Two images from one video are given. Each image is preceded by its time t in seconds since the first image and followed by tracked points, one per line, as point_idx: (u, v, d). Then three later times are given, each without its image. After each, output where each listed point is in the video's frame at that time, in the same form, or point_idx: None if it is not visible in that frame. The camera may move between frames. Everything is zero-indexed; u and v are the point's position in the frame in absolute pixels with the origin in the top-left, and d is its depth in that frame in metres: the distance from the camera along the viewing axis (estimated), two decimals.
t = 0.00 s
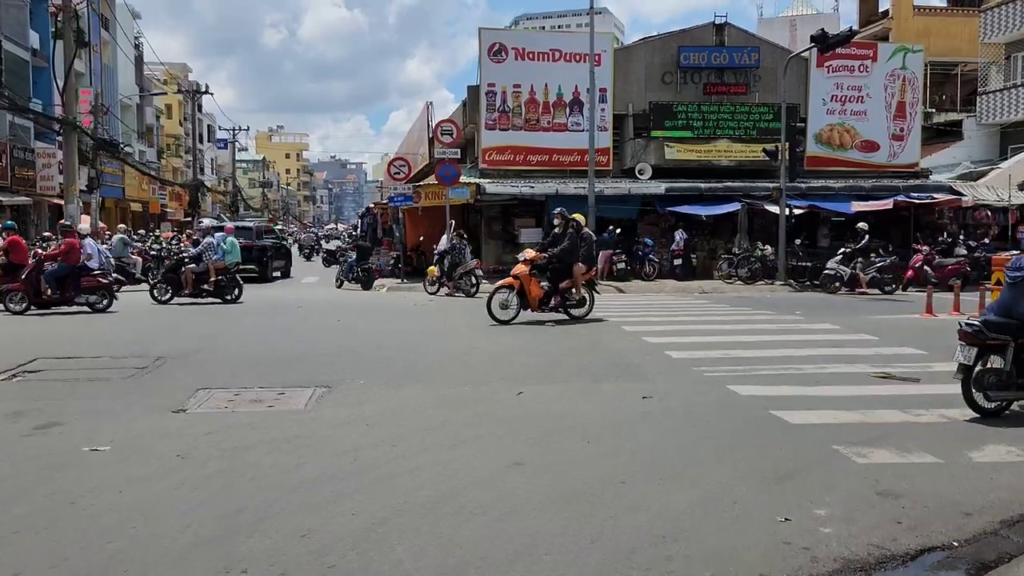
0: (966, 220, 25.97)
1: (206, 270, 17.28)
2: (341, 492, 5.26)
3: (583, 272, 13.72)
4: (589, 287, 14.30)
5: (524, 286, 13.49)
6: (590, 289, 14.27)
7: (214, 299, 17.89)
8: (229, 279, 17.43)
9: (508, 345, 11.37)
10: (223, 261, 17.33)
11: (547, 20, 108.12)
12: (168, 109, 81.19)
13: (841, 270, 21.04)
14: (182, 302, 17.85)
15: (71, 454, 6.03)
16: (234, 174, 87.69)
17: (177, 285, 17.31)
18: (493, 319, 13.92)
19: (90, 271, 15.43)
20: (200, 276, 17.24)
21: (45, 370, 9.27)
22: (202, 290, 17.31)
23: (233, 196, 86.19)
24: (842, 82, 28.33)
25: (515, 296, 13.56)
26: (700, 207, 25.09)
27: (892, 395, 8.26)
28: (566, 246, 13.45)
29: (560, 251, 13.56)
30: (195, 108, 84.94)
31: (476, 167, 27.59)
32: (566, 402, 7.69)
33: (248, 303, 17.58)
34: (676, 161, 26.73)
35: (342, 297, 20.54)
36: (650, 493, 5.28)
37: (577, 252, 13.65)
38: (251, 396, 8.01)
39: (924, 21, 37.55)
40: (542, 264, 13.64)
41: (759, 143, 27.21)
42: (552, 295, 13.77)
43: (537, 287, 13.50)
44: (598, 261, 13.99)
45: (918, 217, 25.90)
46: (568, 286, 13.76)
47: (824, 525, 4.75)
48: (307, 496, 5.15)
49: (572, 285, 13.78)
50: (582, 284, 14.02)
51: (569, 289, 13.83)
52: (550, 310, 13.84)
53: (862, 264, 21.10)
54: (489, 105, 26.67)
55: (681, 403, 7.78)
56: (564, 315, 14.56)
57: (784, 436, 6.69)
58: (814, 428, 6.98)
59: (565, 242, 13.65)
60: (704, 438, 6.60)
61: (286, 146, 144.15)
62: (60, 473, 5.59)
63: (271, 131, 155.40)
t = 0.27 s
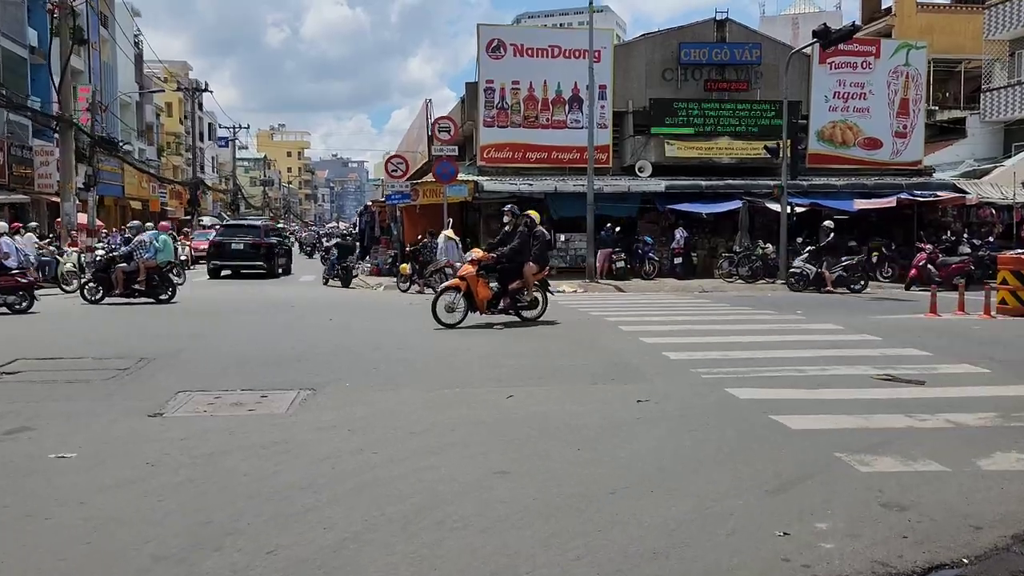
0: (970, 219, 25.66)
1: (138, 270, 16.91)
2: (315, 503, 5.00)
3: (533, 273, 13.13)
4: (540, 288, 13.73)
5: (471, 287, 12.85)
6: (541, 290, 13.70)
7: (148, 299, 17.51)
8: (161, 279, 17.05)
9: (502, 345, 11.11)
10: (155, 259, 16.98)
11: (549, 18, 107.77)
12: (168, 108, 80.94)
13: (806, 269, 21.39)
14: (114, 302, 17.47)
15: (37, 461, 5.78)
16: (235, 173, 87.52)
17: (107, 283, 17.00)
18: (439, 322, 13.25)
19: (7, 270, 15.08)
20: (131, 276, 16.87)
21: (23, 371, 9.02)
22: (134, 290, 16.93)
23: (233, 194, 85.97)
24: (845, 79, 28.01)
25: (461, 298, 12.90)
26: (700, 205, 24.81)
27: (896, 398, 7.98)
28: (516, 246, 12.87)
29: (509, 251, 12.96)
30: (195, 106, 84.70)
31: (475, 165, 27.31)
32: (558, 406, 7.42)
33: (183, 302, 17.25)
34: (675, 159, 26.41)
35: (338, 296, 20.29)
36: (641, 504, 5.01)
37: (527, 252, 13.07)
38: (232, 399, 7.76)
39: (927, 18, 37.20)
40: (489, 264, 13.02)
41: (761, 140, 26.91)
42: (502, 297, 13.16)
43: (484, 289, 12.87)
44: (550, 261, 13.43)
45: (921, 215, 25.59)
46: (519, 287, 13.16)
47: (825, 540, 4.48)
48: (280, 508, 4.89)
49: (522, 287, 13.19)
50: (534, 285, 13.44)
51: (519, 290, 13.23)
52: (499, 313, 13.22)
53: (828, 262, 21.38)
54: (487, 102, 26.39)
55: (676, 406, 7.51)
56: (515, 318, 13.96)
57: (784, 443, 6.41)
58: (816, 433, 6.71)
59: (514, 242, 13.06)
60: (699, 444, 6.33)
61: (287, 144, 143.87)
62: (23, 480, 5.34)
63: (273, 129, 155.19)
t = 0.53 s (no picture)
0: (966, 215, 25.45)
1: (54, 269, 16.62)
2: (276, 518, 4.73)
3: (469, 274, 12.46)
4: (478, 289, 13.08)
5: (402, 289, 12.21)
6: (479, 291, 13.04)
7: (66, 298, 17.20)
8: (77, 278, 16.71)
9: (488, 346, 10.84)
10: (71, 258, 16.66)
11: (545, 15, 107.45)
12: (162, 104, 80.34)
13: (768, 266, 21.54)
14: (33, 302, 17.15)
15: None
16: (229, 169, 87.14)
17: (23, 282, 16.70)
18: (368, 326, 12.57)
19: None
20: (46, 275, 16.58)
21: None
22: (50, 290, 16.63)
23: (227, 190, 85.55)
24: (840, 74, 27.77)
25: (392, 299, 12.23)
26: (694, 202, 24.56)
27: (890, 402, 7.72)
28: (451, 245, 12.23)
29: (443, 251, 12.31)
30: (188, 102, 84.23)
31: (466, 161, 27.02)
32: (539, 412, 7.15)
33: (101, 302, 16.89)
34: (667, 155, 26.22)
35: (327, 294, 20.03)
36: (620, 519, 4.74)
37: (462, 251, 12.42)
38: (202, 403, 7.48)
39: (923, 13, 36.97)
40: (423, 264, 12.39)
41: (755, 136, 26.65)
42: (435, 300, 12.49)
43: (416, 291, 12.22)
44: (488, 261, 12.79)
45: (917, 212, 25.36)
46: (454, 288, 12.50)
47: (813, 558, 4.22)
48: (237, 525, 4.61)
49: (458, 289, 12.52)
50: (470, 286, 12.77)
51: (454, 292, 12.56)
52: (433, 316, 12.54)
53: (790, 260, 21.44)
54: (479, 97, 26.09)
55: (663, 411, 7.24)
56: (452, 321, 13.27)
57: (772, 450, 6.15)
58: (806, 440, 6.46)
59: (449, 241, 12.42)
60: (683, 453, 6.07)
61: (282, 140, 143.31)
62: None
63: (268, 125, 154.66)
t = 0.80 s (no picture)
0: (955, 211, 25.32)
1: None
2: (234, 530, 4.45)
3: (393, 273, 11.71)
4: (402, 291, 12.29)
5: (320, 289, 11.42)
6: (403, 292, 12.26)
7: None
8: None
9: (470, 345, 10.56)
10: None
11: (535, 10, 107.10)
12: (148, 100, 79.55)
13: (727, 260, 21.60)
14: None
15: None
16: (215, 165, 86.49)
17: None
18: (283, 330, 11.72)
19: None
20: None
21: None
22: None
23: (214, 187, 84.91)
24: (828, 69, 27.58)
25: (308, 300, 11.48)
26: (682, 197, 24.33)
27: (880, 402, 7.49)
28: (372, 242, 11.50)
29: (364, 249, 11.53)
30: (175, 98, 83.50)
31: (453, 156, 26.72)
32: (517, 413, 6.88)
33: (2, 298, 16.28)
34: (656, 151, 25.97)
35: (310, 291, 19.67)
36: (599, 529, 4.47)
37: (385, 249, 11.72)
38: (167, 406, 7.16)
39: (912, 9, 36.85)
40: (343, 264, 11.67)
41: (744, 131, 26.44)
42: (356, 301, 11.68)
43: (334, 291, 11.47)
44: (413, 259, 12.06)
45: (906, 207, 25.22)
46: (376, 289, 11.71)
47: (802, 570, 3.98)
48: (190, 538, 4.33)
49: (381, 290, 11.75)
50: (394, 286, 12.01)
51: (377, 293, 11.77)
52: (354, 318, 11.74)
53: (749, 255, 21.45)
54: (465, 92, 25.77)
55: (645, 412, 6.98)
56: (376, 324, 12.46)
57: (758, 453, 5.90)
58: (794, 442, 6.22)
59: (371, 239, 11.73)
60: (667, 456, 5.81)
61: (271, 136, 142.45)
62: None
63: (256, 121, 153.76)
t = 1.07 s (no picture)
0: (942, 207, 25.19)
1: None
2: (177, 550, 4.15)
3: (304, 274, 10.67)
4: (315, 292, 11.26)
5: (221, 291, 10.28)
6: (316, 291, 11.23)
7: None
8: None
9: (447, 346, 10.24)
10: None
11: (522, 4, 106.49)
12: (132, 93, 78.70)
13: (687, 253, 21.43)
14: None
15: None
16: (200, 159, 85.74)
17: None
18: (179, 337, 10.51)
19: None
20: None
21: None
22: None
23: (198, 182, 84.05)
24: (815, 64, 27.39)
25: (208, 303, 10.32)
26: (667, 193, 24.10)
27: (868, 404, 7.24)
28: (280, 239, 10.44)
29: (271, 246, 10.48)
30: (158, 91, 82.54)
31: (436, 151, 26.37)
32: (491, 417, 6.59)
33: None
34: (642, 145, 25.70)
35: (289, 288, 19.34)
36: (568, 544, 4.20)
37: (296, 247, 10.67)
38: (122, 411, 6.85)
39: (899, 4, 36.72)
40: (247, 263, 10.54)
41: (730, 126, 26.21)
42: (263, 303, 10.60)
43: (238, 293, 10.34)
44: (328, 257, 11.06)
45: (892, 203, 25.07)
46: (286, 290, 10.65)
47: None
48: (130, 560, 4.03)
49: (290, 291, 10.70)
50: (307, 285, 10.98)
51: (286, 295, 10.71)
52: (259, 322, 10.68)
53: (709, 248, 21.27)
54: (448, 85, 25.41)
55: (624, 416, 6.71)
56: (285, 327, 11.39)
57: (740, 460, 5.64)
58: (779, 447, 5.94)
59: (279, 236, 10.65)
60: (645, 462, 5.54)
61: (256, 130, 141.28)
62: None
63: (242, 116, 152.60)
